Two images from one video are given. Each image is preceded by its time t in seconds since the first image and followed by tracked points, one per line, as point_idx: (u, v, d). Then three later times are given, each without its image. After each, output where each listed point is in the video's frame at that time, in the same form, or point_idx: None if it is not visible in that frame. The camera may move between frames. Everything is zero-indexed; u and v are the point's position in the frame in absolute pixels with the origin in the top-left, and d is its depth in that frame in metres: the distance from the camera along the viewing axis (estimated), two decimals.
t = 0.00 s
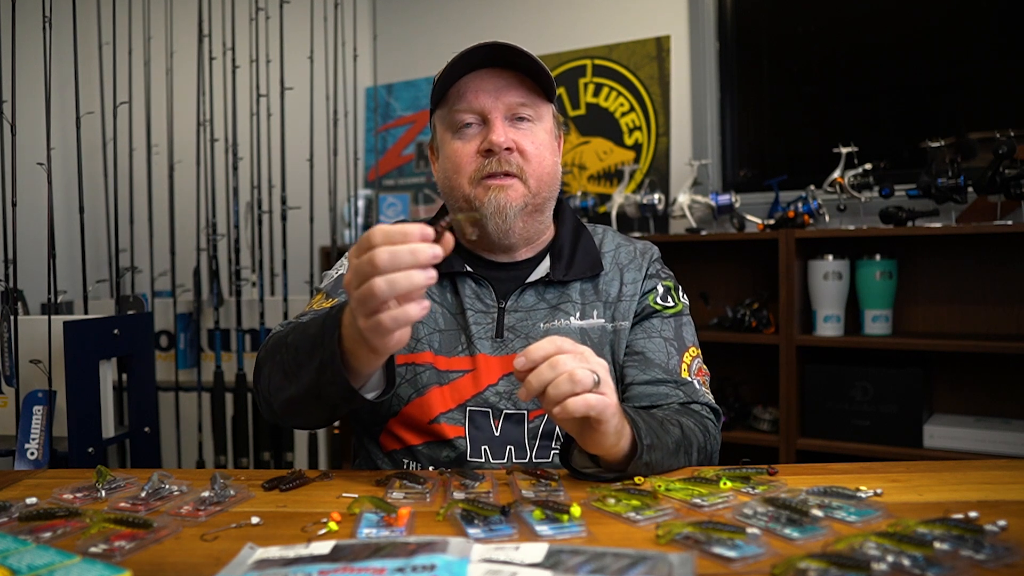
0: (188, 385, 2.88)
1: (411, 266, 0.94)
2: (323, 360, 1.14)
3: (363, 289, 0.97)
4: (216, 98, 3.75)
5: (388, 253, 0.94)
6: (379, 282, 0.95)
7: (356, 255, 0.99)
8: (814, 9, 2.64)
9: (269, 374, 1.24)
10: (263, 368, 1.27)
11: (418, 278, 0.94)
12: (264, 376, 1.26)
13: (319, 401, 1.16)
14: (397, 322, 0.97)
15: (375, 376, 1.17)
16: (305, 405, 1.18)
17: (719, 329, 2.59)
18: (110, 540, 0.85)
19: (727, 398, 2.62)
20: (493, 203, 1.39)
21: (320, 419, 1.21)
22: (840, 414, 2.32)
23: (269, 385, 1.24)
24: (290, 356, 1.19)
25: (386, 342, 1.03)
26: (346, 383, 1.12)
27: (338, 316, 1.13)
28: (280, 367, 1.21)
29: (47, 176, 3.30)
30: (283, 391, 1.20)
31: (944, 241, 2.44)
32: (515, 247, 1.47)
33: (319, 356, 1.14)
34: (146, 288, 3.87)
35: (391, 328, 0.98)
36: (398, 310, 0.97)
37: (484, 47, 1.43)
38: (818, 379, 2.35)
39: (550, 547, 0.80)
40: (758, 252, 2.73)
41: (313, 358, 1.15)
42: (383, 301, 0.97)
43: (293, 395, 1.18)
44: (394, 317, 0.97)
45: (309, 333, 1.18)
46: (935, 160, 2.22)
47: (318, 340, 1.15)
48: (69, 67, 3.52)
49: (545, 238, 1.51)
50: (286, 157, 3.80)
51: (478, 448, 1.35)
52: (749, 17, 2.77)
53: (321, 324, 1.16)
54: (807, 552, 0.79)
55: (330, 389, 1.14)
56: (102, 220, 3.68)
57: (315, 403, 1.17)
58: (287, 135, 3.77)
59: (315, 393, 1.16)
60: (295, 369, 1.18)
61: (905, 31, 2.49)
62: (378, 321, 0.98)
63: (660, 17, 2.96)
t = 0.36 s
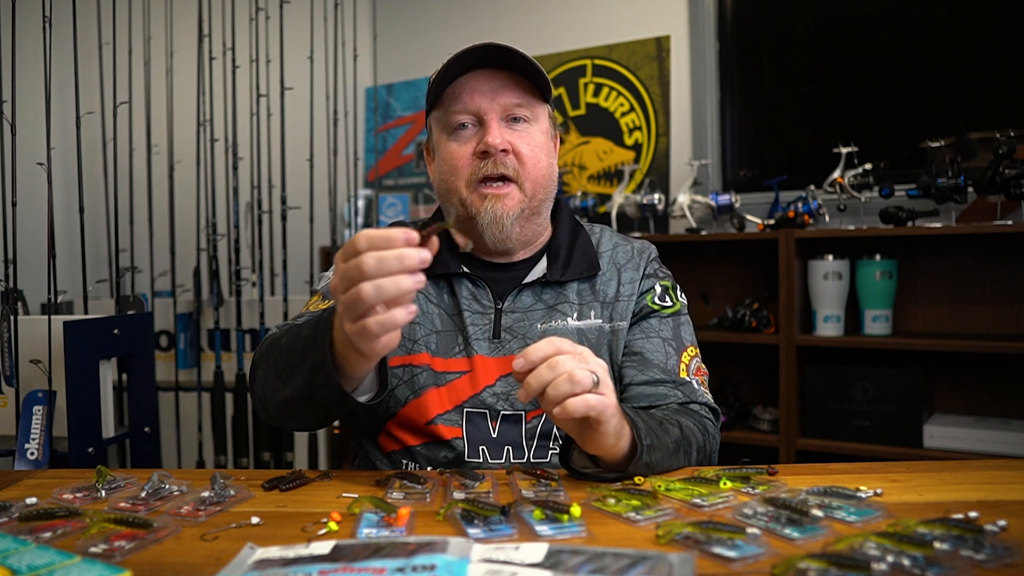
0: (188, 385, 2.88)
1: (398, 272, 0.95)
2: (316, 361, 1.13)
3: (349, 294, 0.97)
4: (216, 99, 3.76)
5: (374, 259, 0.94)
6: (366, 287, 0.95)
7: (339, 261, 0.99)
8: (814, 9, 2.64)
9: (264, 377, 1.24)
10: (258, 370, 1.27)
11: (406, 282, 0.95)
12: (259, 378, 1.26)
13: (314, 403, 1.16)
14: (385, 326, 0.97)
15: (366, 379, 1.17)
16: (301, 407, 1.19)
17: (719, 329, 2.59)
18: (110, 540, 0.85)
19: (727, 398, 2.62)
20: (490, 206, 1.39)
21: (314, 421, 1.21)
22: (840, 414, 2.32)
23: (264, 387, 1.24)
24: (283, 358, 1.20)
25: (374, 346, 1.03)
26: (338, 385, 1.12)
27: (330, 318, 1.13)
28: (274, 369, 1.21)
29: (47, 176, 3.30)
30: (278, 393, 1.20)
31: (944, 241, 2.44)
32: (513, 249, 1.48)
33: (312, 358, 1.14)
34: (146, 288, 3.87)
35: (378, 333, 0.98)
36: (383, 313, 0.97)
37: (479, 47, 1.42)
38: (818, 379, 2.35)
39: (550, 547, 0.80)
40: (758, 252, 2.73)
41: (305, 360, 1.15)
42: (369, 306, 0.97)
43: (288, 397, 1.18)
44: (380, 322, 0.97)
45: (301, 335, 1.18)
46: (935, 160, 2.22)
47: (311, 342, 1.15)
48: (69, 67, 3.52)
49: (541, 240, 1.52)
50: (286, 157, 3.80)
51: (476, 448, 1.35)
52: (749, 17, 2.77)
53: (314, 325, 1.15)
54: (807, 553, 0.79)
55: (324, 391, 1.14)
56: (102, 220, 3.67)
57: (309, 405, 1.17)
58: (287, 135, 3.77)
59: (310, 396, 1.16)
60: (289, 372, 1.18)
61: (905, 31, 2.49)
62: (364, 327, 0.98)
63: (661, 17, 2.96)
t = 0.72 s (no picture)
0: (188, 385, 2.88)
1: (407, 275, 0.95)
2: (317, 361, 1.13)
3: (355, 295, 0.97)
4: (216, 99, 3.76)
5: (384, 261, 0.94)
6: (375, 289, 0.95)
7: (343, 262, 0.98)
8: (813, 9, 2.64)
9: (264, 377, 1.24)
10: (258, 370, 1.27)
11: (414, 284, 0.95)
12: (260, 378, 1.26)
13: (315, 402, 1.17)
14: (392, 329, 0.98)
15: (368, 379, 1.17)
16: (302, 407, 1.19)
17: (719, 329, 2.59)
18: (110, 540, 0.85)
19: (727, 398, 2.62)
20: (490, 205, 1.40)
21: (315, 421, 1.21)
22: (840, 414, 2.32)
23: (264, 387, 1.24)
24: (284, 358, 1.20)
25: (376, 347, 1.03)
26: (339, 385, 1.12)
27: (331, 318, 1.13)
28: (275, 369, 1.21)
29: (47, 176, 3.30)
30: (279, 393, 1.20)
31: (944, 241, 2.44)
32: (514, 249, 1.48)
33: (313, 358, 1.14)
34: (146, 288, 3.87)
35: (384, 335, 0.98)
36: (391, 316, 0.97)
37: (479, 47, 1.42)
38: (818, 379, 2.35)
39: (550, 547, 0.80)
40: (758, 252, 2.73)
41: (307, 359, 1.15)
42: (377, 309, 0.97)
43: (289, 397, 1.18)
44: (385, 323, 0.97)
45: (302, 335, 1.18)
46: (935, 160, 2.22)
47: (312, 342, 1.15)
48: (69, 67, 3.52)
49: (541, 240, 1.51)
50: (286, 157, 3.80)
51: (477, 448, 1.35)
52: (749, 17, 2.77)
53: (314, 325, 1.15)
54: (807, 553, 0.79)
55: (325, 390, 1.14)
56: (102, 220, 3.67)
57: (310, 405, 1.17)
58: (287, 135, 3.77)
59: (311, 395, 1.16)
60: (290, 371, 1.18)
61: (905, 31, 2.49)
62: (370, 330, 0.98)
63: (660, 17, 2.96)
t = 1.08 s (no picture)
0: (188, 385, 2.88)
1: (404, 277, 0.95)
2: (314, 360, 1.13)
3: (351, 295, 0.97)
4: (216, 99, 3.76)
5: (381, 261, 0.94)
6: (371, 289, 0.95)
7: (340, 261, 0.98)
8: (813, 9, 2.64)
9: (263, 376, 1.24)
10: (257, 369, 1.27)
11: (410, 286, 0.95)
12: (258, 377, 1.26)
13: (312, 402, 1.16)
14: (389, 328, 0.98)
15: (366, 378, 1.17)
16: (300, 407, 1.18)
17: (719, 329, 2.59)
18: (110, 540, 0.85)
19: (727, 398, 2.62)
20: (492, 205, 1.40)
21: (313, 420, 1.21)
22: (840, 414, 2.32)
23: (263, 387, 1.24)
24: (283, 357, 1.20)
25: (373, 347, 1.03)
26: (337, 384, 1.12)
27: (329, 318, 1.13)
28: (273, 368, 1.21)
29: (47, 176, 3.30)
30: (277, 393, 1.20)
31: (944, 241, 2.44)
32: (514, 250, 1.48)
33: (311, 358, 1.14)
34: (146, 288, 3.87)
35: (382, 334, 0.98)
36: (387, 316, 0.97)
37: (482, 46, 1.42)
38: (818, 379, 2.35)
39: (550, 547, 0.80)
40: (758, 252, 2.73)
41: (305, 358, 1.15)
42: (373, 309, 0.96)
43: (287, 396, 1.18)
44: (383, 323, 0.97)
45: (301, 334, 1.18)
46: (935, 160, 2.22)
47: (310, 341, 1.15)
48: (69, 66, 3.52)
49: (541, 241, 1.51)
50: (286, 157, 3.80)
51: (477, 448, 1.35)
52: (750, 17, 2.77)
53: (313, 325, 1.16)
54: (807, 552, 0.79)
55: (322, 390, 1.14)
56: (102, 220, 3.68)
57: (308, 404, 1.17)
58: (287, 135, 3.77)
59: (308, 395, 1.16)
60: (288, 370, 1.18)
61: (905, 31, 2.49)
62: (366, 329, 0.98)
63: (660, 17, 2.96)
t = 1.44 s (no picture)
0: (188, 385, 2.88)
1: (402, 275, 0.95)
2: (309, 361, 1.13)
3: (351, 292, 0.97)
4: (216, 99, 3.76)
5: (381, 259, 0.94)
6: (370, 287, 0.95)
7: (343, 259, 0.99)
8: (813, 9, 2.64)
9: (259, 376, 1.24)
10: (254, 368, 1.27)
11: (409, 286, 0.95)
12: (255, 377, 1.26)
13: (308, 402, 1.17)
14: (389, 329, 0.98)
15: (361, 379, 1.18)
16: (296, 407, 1.18)
17: (719, 329, 2.59)
18: (110, 540, 0.85)
19: (727, 398, 2.62)
20: (493, 205, 1.40)
21: (309, 420, 1.21)
22: (840, 414, 2.32)
23: (259, 387, 1.24)
24: (279, 356, 1.19)
25: (372, 347, 1.03)
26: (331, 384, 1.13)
27: (325, 318, 1.13)
28: (270, 368, 1.21)
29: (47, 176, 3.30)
30: (273, 392, 1.20)
31: (944, 241, 2.44)
32: (515, 250, 1.48)
33: (306, 357, 1.14)
34: (146, 288, 3.87)
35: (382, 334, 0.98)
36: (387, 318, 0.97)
37: (483, 45, 1.42)
38: (818, 379, 2.35)
39: (550, 547, 0.80)
40: (758, 252, 2.73)
41: (300, 358, 1.15)
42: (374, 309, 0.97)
43: (282, 396, 1.18)
44: (384, 321, 0.97)
45: (297, 334, 1.18)
46: (935, 161, 2.22)
47: (306, 340, 1.14)
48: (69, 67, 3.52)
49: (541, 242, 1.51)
50: (287, 157, 3.80)
51: (477, 448, 1.35)
52: (750, 18, 2.77)
53: (310, 324, 1.16)
54: (807, 552, 0.79)
55: (317, 390, 1.14)
56: (102, 219, 3.68)
57: (304, 404, 1.17)
58: (287, 135, 3.77)
59: (304, 394, 1.16)
60: (284, 370, 1.18)
61: (905, 31, 2.49)
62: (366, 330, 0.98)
63: (660, 17, 2.96)
